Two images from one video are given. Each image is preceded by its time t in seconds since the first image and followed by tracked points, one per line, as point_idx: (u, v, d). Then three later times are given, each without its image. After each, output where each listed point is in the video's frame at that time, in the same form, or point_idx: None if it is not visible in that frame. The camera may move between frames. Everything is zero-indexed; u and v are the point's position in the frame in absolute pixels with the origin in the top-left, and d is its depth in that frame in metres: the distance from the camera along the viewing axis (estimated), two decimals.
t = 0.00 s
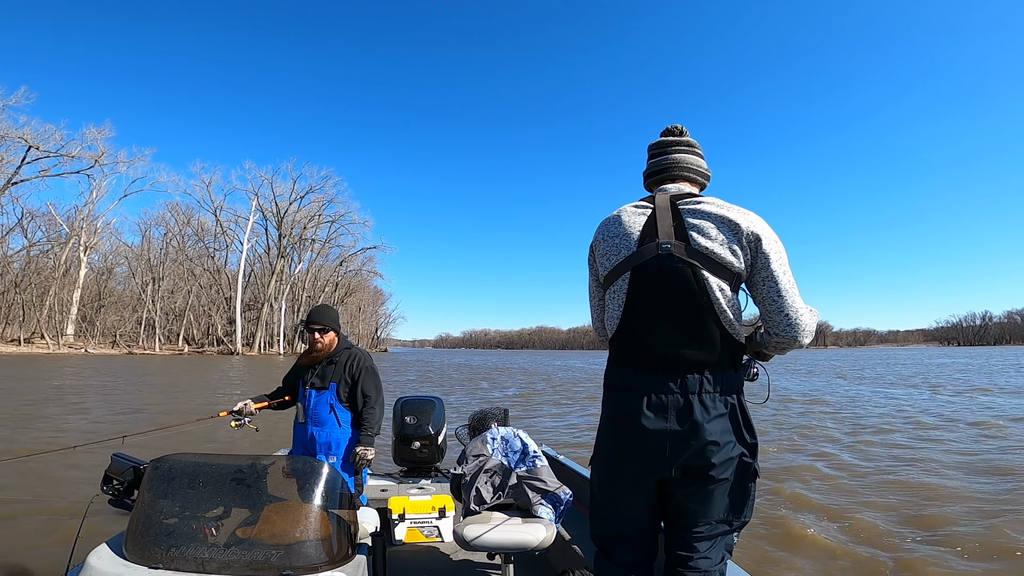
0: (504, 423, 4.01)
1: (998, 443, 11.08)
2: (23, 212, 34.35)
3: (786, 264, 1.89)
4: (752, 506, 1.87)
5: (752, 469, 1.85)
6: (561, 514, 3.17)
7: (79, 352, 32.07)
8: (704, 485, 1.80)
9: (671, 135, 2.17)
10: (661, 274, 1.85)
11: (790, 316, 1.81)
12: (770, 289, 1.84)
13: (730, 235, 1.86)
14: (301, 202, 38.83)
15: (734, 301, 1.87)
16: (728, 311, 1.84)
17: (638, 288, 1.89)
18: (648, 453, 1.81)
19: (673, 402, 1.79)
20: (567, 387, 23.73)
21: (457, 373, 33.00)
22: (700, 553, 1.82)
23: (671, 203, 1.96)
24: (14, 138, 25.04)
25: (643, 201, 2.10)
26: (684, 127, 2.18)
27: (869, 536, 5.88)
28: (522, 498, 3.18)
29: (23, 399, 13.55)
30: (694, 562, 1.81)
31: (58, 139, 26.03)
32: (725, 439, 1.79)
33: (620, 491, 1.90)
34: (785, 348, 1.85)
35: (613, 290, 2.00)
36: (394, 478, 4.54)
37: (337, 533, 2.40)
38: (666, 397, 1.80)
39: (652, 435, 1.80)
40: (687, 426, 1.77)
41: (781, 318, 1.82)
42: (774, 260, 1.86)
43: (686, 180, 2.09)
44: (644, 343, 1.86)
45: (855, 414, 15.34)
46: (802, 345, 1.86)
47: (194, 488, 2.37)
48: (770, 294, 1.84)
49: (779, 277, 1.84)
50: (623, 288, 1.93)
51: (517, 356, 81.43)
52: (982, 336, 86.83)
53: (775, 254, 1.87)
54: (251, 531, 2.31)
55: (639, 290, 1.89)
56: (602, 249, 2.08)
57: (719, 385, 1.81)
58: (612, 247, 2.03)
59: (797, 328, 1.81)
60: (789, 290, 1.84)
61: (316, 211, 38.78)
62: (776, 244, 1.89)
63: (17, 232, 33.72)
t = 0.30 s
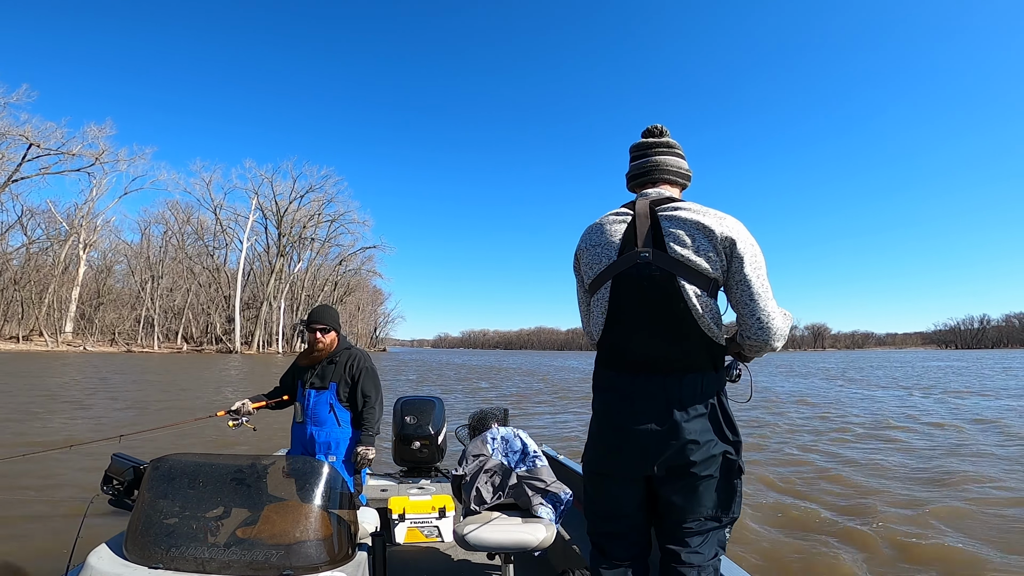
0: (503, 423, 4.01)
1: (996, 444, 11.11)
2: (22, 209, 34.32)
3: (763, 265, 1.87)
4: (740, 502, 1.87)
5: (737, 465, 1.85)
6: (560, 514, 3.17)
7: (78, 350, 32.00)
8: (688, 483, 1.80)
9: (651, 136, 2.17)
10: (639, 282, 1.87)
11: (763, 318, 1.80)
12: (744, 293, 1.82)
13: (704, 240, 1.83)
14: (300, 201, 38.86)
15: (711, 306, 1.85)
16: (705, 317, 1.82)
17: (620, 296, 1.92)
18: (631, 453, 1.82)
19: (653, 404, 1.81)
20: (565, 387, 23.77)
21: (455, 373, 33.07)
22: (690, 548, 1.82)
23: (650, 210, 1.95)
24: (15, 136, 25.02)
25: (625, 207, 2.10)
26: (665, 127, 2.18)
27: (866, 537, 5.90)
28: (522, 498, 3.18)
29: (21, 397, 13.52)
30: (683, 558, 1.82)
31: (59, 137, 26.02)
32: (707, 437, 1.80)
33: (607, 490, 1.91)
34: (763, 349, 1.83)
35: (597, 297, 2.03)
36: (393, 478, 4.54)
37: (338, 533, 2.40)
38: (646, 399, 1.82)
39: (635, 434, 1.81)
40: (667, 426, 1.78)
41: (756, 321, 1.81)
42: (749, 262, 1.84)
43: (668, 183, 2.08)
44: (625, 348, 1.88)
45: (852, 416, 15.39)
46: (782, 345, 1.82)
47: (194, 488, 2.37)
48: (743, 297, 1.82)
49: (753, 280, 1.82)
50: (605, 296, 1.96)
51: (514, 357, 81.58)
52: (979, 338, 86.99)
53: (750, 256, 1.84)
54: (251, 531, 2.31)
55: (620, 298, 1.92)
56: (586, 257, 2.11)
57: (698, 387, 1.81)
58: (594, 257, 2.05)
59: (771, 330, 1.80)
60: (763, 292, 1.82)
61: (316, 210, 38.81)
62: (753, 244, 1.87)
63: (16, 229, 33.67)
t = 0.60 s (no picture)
0: (504, 423, 4.01)
1: (995, 444, 11.11)
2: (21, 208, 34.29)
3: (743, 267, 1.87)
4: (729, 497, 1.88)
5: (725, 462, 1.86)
6: (560, 514, 3.17)
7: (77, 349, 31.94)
8: (676, 481, 1.81)
9: (632, 138, 2.17)
10: (621, 289, 1.88)
11: (742, 321, 1.80)
12: (721, 295, 1.82)
13: (682, 245, 1.84)
14: (300, 200, 38.83)
15: (692, 310, 1.85)
16: (687, 321, 1.82)
17: (602, 302, 1.94)
18: (619, 455, 1.83)
19: (639, 408, 1.80)
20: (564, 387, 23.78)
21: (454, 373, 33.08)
22: (681, 544, 1.83)
23: (631, 215, 1.97)
24: (15, 135, 24.98)
25: (607, 212, 2.10)
26: (647, 129, 2.18)
27: (866, 536, 5.89)
28: (522, 498, 3.18)
29: (18, 396, 13.47)
30: (674, 554, 1.83)
31: (58, 136, 25.98)
32: (693, 437, 1.80)
33: (597, 491, 1.91)
34: (744, 352, 1.84)
35: (581, 303, 2.05)
36: (393, 478, 4.54)
37: (338, 532, 2.40)
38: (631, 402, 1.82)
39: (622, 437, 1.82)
40: (653, 428, 1.79)
41: (736, 324, 1.80)
42: (728, 266, 1.84)
43: (650, 186, 2.09)
44: (609, 353, 1.89)
45: (850, 416, 15.43)
46: (764, 346, 1.82)
47: (194, 488, 2.37)
48: (722, 301, 1.82)
49: (731, 284, 1.82)
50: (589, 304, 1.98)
51: (512, 358, 81.52)
52: (977, 339, 87.09)
53: (728, 259, 1.84)
54: (251, 531, 2.31)
55: (602, 306, 1.93)
56: (569, 262, 2.12)
57: (682, 391, 1.81)
58: (578, 264, 2.07)
59: (748, 333, 1.81)
60: (743, 296, 1.82)
61: (315, 209, 38.80)
62: (731, 247, 1.87)
63: (15, 227, 33.63)
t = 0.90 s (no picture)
0: (504, 423, 4.02)
1: (995, 442, 11.10)
2: (20, 208, 34.26)
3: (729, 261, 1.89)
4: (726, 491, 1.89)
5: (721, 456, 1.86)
6: (560, 514, 3.17)
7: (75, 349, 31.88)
8: (673, 478, 1.82)
9: (615, 141, 2.18)
10: (611, 289, 1.88)
11: (736, 314, 1.81)
12: (712, 289, 1.83)
13: (667, 243, 1.85)
14: (298, 199, 38.77)
15: (683, 306, 1.86)
16: (678, 317, 1.83)
17: (592, 304, 1.94)
18: (615, 454, 1.82)
19: (635, 405, 1.80)
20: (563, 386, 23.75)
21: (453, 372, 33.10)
22: (678, 538, 1.85)
23: (616, 216, 1.97)
24: (14, 134, 24.95)
25: (593, 215, 2.11)
26: (629, 131, 2.19)
27: (866, 534, 5.88)
28: (522, 498, 3.18)
29: (17, 397, 13.43)
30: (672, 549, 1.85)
31: (56, 135, 25.94)
32: (689, 433, 1.80)
33: (594, 490, 1.91)
34: (738, 344, 1.85)
35: (573, 306, 2.05)
36: (394, 478, 4.54)
37: (338, 533, 2.40)
38: (627, 400, 1.82)
39: (618, 435, 1.82)
40: (649, 425, 1.79)
41: (728, 317, 1.82)
42: (714, 260, 1.85)
43: (633, 187, 2.10)
44: (603, 353, 1.89)
45: (850, 414, 15.43)
46: (757, 337, 1.84)
47: (194, 488, 2.37)
48: (713, 294, 1.83)
49: (721, 278, 1.83)
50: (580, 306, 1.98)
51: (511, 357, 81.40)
52: (975, 338, 87.18)
53: (716, 252, 1.86)
54: (251, 531, 2.30)
55: (593, 308, 1.93)
56: (559, 266, 2.12)
57: (677, 388, 1.81)
58: (567, 268, 2.07)
59: (743, 324, 1.82)
60: (732, 289, 1.84)
61: (314, 208, 38.74)
62: (717, 242, 1.89)
63: (14, 227, 33.60)
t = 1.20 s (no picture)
0: (503, 423, 4.01)
1: (993, 441, 11.11)
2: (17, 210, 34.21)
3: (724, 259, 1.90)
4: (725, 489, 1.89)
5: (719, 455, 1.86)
6: (561, 514, 3.17)
7: (74, 351, 31.82)
8: (671, 477, 1.82)
9: (608, 144, 2.19)
10: (605, 287, 1.88)
11: (734, 308, 1.83)
12: (708, 285, 1.84)
13: (661, 241, 1.86)
14: (296, 200, 38.75)
15: (677, 303, 1.88)
16: (673, 314, 1.84)
17: (587, 304, 1.94)
18: (612, 452, 1.83)
19: (631, 402, 1.81)
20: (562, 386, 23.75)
21: (450, 372, 33.14)
22: (678, 537, 1.86)
23: (609, 217, 1.98)
24: (10, 137, 24.91)
25: (586, 217, 2.11)
26: (621, 134, 2.19)
27: (867, 533, 5.88)
28: (522, 498, 3.18)
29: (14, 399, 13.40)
30: (672, 548, 1.85)
31: (53, 137, 25.90)
32: (686, 431, 1.80)
33: (592, 491, 1.91)
34: (736, 339, 1.85)
35: (568, 306, 2.05)
36: (394, 479, 4.54)
37: (338, 532, 2.40)
38: (626, 397, 1.82)
39: (615, 433, 1.82)
40: (646, 423, 1.79)
41: (726, 312, 1.83)
42: (707, 258, 1.86)
43: (625, 190, 2.10)
44: (599, 351, 1.89)
45: (849, 413, 15.45)
46: (754, 332, 1.84)
47: (194, 488, 2.37)
48: (708, 292, 1.84)
49: (714, 274, 1.84)
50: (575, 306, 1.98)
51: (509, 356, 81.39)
52: (973, 336, 87.34)
53: (710, 251, 1.87)
54: (251, 531, 2.30)
55: (589, 306, 1.93)
56: (553, 268, 2.13)
57: (674, 385, 1.82)
58: (563, 268, 2.07)
59: (741, 317, 1.83)
60: (728, 285, 1.84)
61: (312, 209, 38.72)
62: (711, 240, 1.90)
63: (11, 229, 33.60)
